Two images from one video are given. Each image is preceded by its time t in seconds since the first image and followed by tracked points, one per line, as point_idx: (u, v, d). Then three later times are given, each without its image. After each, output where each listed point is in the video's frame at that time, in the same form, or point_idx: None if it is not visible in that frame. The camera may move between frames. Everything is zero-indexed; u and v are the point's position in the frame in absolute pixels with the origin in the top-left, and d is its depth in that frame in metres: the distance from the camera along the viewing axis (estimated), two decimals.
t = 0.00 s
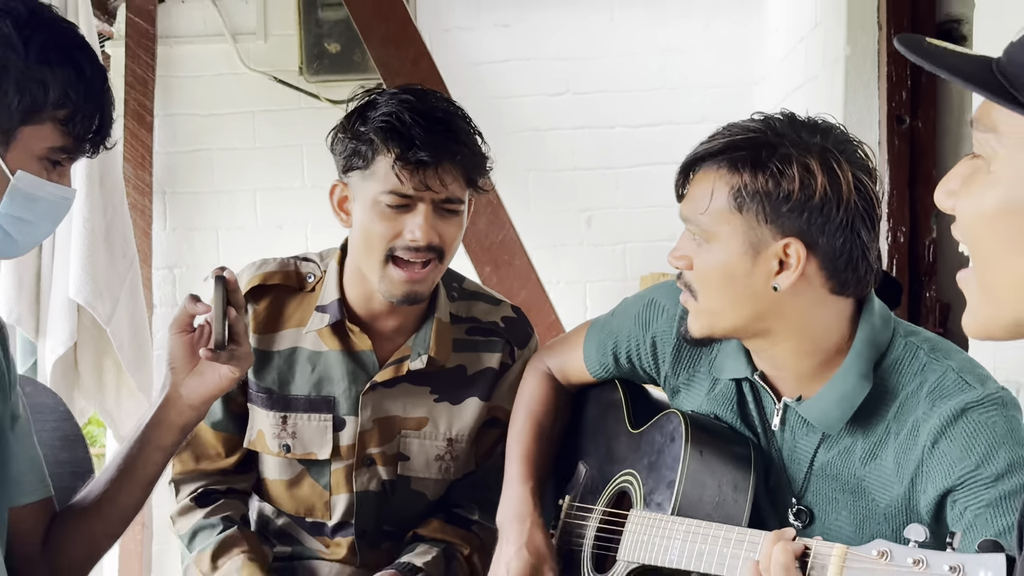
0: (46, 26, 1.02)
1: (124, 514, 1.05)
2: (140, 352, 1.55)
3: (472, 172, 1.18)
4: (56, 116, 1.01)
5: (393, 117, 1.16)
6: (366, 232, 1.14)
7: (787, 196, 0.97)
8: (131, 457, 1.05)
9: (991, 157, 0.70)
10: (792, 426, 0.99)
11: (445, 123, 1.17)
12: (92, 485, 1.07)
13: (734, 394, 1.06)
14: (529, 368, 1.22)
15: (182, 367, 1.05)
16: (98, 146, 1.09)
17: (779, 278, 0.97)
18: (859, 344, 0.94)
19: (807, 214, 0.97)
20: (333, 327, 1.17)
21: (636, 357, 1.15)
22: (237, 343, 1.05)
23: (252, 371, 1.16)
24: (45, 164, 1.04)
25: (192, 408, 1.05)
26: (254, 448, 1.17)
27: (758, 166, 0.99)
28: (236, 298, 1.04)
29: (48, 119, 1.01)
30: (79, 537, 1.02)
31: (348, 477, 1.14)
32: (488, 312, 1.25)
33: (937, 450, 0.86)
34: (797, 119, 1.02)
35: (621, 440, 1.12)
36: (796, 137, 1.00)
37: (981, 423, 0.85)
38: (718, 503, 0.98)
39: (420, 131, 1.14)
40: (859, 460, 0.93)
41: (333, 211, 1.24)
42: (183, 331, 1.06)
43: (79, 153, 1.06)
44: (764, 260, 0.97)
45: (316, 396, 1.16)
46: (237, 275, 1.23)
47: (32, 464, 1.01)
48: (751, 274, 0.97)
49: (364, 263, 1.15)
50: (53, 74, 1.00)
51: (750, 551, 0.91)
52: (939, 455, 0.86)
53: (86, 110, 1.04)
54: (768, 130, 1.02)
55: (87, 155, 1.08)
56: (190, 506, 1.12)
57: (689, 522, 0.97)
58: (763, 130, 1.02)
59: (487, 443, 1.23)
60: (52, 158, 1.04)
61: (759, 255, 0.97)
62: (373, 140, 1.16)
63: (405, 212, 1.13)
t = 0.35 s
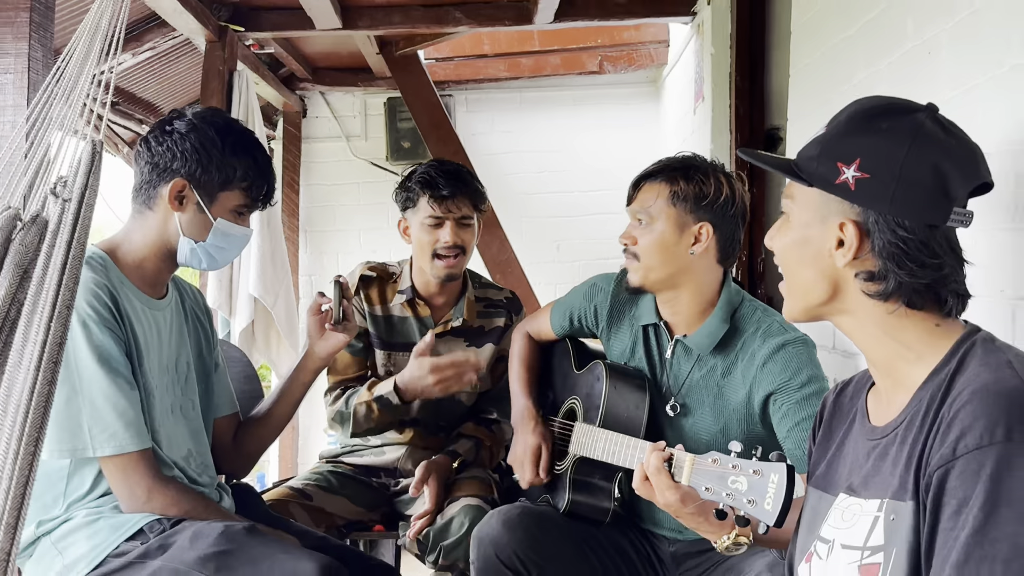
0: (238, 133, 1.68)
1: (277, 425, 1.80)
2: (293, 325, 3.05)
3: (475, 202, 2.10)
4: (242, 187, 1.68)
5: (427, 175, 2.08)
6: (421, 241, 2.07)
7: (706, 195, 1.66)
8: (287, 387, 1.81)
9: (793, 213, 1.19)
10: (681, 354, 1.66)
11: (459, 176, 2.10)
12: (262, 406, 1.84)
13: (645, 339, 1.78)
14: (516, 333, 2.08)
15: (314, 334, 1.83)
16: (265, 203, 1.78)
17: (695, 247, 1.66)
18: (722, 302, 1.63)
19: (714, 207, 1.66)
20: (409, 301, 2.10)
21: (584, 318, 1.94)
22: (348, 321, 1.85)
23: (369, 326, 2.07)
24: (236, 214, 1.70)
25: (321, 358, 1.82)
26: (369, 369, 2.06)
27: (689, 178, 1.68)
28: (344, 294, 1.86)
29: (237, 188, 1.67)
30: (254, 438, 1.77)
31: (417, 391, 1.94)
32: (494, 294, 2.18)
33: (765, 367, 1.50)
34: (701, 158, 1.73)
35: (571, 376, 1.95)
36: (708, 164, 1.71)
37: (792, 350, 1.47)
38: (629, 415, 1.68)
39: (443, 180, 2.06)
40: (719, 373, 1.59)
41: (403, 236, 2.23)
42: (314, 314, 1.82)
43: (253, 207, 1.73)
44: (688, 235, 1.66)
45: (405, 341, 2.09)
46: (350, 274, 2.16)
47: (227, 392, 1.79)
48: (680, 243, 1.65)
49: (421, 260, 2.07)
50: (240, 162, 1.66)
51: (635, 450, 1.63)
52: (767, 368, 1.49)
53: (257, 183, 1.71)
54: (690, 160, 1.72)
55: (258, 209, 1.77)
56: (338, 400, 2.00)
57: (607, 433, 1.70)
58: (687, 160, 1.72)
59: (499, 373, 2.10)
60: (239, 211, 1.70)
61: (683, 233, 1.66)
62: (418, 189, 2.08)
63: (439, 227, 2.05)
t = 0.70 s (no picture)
0: (264, 149, 1.76)
1: (297, 413, 1.96)
2: (310, 322, 3.24)
3: (475, 203, 2.29)
4: (263, 198, 1.77)
5: (432, 178, 2.26)
6: (426, 237, 2.25)
7: (670, 217, 1.81)
8: (306, 378, 1.97)
9: (757, 228, 1.25)
10: (668, 355, 1.82)
11: (461, 180, 2.29)
12: (283, 396, 1.99)
13: (636, 339, 1.94)
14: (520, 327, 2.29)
15: (330, 329, 1.99)
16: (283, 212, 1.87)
17: (666, 264, 1.81)
18: (704, 307, 1.79)
19: (680, 226, 1.81)
20: (414, 295, 2.28)
21: (579, 317, 2.13)
22: (361, 318, 2.01)
23: (374, 319, 2.25)
24: (257, 223, 1.78)
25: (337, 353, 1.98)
26: (373, 363, 2.24)
27: (652, 203, 1.84)
28: (358, 293, 2.02)
29: (258, 199, 1.76)
30: (275, 425, 1.93)
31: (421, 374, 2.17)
32: (491, 288, 2.37)
33: (745, 365, 1.64)
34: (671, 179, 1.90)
35: (567, 369, 2.12)
36: (669, 187, 1.86)
37: (768, 351, 1.62)
38: (621, 408, 1.83)
39: (446, 181, 2.26)
40: (702, 371, 1.74)
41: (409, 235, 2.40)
42: (331, 311, 1.99)
43: (273, 216, 1.82)
44: (658, 254, 1.81)
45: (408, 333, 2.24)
46: (360, 274, 2.35)
47: (251, 383, 1.93)
48: (652, 262, 1.81)
49: (427, 254, 2.25)
50: (262, 176, 1.74)
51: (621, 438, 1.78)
52: (745, 368, 1.64)
53: (277, 195, 1.80)
54: (653, 183, 1.88)
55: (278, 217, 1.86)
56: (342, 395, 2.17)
57: (599, 422, 1.84)
58: (650, 183, 1.89)
59: (497, 360, 2.29)
60: (261, 221, 1.79)
61: (653, 253, 1.82)
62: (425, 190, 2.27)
63: (443, 223, 2.23)
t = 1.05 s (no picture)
0: (256, 144, 1.77)
1: (298, 412, 1.96)
2: (311, 322, 3.24)
3: (453, 197, 2.30)
4: (259, 193, 1.77)
5: (410, 178, 2.28)
6: (409, 235, 2.26)
7: (626, 278, 1.73)
8: (306, 379, 1.98)
9: (789, 204, 1.23)
10: (663, 363, 1.83)
11: (438, 177, 2.29)
12: (284, 396, 2.01)
13: (632, 347, 1.96)
14: (524, 320, 2.30)
15: (332, 332, 2.01)
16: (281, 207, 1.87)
17: (633, 315, 1.76)
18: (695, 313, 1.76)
19: (638, 285, 1.72)
20: (406, 294, 2.30)
21: (581, 319, 2.16)
22: (362, 321, 2.01)
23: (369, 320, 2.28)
24: (255, 219, 1.78)
25: (338, 352, 1.99)
26: (370, 363, 2.26)
27: (606, 264, 1.76)
28: (359, 295, 2.03)
29: (254, 195, 1.76)
30: (275, 425, 1.93)
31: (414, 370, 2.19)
32: (486, 283, 2.37)
33: (737, 369, 1.65)
34: (631, 223, 1.80)
35: (570, 367, 2.13)
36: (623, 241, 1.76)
37: (758, 352, 1.63)
38: (620, 408, 1.85)
39: (422, 179, 2.27)
40: (696, 377, 1.74)
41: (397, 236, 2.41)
42: (332, 313, 2.00)
43: (271, 212, 1.82)
44: (621, 308, 1.76)
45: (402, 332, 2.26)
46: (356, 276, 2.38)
47: (252, 383, 1.94)
48: (617, 314, 1.77)
49: (411, 254, 2.27)
50: (255, 170, 1.74)
51: (619, 440, 1.78)
52: (737, 371, 1.65)
53: (273, 188, 1.79)
54: (610, 236, 1.80)
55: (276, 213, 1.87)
56: (341, 402, 2.21)
57: (599, 423, 1.86)
58: (606, 236, 1.81)
59: (494, 355, 2.28)
60: (259, 216, 1.79)
61: (616, 308, 1.77)
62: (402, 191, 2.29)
63: (421, 219, 2.24)
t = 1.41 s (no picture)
0: (259, 147, 1.77)
1: (298, 411, 1.96)
2: (311, 322, 3.24)
3: (451, 202, 2.29)
4: (258, 198, 1.76)
5: (406, 182, 2.27)
6: (406, 239, 2.26)
7: (659, 224, 1.83)
8: (303, 383, 1.97)
9: (772, 214, 1.22)
10: (665, 352, 1.82)
11: (435, 181, 2.27)
12: (283, 397, 2.00)
13: (633, 338, 1.94)
14: (523, 324, 2.31)
15: (331, 332, 2.01)
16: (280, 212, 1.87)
17: (656, 270, 1.82)
18: (700, 305, 1.79)
19: (669, 234, 1.82)
20: (404, 296, 2.29)
21: (581, 317, 2.16)
22: (362, 321, 2.02)
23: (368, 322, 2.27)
24: (252, 223, 1.78)
25: (338, 353, 1.99)
26: (368, 365, 2.25)
27: (643, 211, 1.86)
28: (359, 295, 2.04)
29: (252, 199, 1.75)
30: (275, 423, 1.93)
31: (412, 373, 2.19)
32: (484, 284, 2.37)
33: (741, 358, 1.65)
34: (663, 186, 1.92)
35: (571, 366, 2.13)
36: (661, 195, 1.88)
37: (763, 341, 1.63)
38: (622, 404, 1.84)
39: (420, 182, 2.25)
40: (699, 367, 1.74)
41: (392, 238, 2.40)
42: (331, 313, 2.01)
43: (269, 217, 1.81)
44: (647, 260, 1.83)
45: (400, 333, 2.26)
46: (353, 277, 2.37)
47: (250, 382, 1.94)
48: (641, 267, 1.83)
49: (410, 258, 2.26)
50: (256, 175, 1.74)
51: (625, 435, 1.77)
52: (742, 360, 1.64)
53: (272, 194, 1.79)
54: (645, 191, 1.91)
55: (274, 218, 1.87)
56: (339, 402, 2.20)
57: (603, 417, 1.85)
58: (641, 190, 1.91)
59: (492, 356, 2.29)
60: (256, 221, 1.78)
61: (643, 258, 1.83)
62: (400, 195, 2.28)
63: (420, 223, 2.23)
